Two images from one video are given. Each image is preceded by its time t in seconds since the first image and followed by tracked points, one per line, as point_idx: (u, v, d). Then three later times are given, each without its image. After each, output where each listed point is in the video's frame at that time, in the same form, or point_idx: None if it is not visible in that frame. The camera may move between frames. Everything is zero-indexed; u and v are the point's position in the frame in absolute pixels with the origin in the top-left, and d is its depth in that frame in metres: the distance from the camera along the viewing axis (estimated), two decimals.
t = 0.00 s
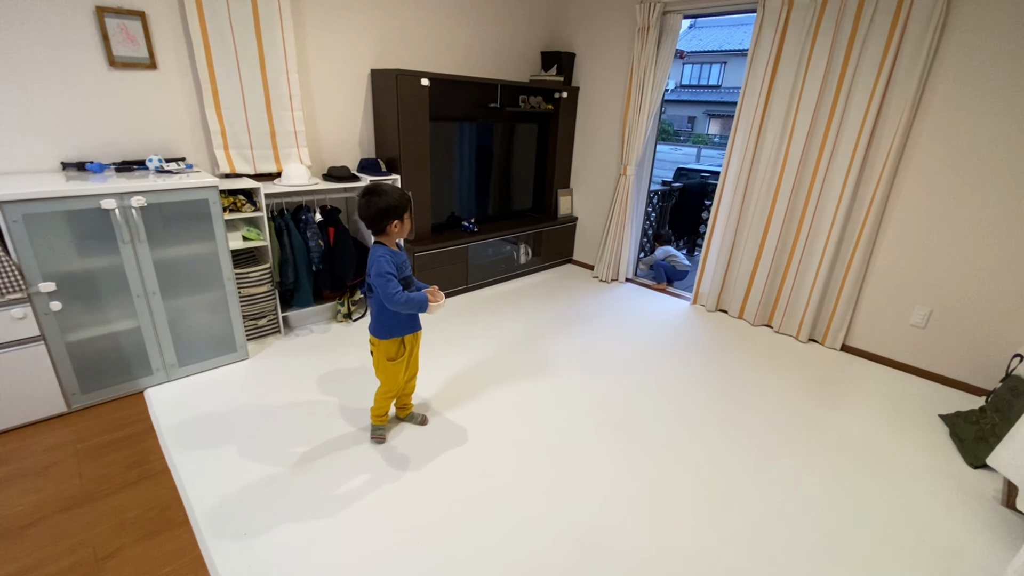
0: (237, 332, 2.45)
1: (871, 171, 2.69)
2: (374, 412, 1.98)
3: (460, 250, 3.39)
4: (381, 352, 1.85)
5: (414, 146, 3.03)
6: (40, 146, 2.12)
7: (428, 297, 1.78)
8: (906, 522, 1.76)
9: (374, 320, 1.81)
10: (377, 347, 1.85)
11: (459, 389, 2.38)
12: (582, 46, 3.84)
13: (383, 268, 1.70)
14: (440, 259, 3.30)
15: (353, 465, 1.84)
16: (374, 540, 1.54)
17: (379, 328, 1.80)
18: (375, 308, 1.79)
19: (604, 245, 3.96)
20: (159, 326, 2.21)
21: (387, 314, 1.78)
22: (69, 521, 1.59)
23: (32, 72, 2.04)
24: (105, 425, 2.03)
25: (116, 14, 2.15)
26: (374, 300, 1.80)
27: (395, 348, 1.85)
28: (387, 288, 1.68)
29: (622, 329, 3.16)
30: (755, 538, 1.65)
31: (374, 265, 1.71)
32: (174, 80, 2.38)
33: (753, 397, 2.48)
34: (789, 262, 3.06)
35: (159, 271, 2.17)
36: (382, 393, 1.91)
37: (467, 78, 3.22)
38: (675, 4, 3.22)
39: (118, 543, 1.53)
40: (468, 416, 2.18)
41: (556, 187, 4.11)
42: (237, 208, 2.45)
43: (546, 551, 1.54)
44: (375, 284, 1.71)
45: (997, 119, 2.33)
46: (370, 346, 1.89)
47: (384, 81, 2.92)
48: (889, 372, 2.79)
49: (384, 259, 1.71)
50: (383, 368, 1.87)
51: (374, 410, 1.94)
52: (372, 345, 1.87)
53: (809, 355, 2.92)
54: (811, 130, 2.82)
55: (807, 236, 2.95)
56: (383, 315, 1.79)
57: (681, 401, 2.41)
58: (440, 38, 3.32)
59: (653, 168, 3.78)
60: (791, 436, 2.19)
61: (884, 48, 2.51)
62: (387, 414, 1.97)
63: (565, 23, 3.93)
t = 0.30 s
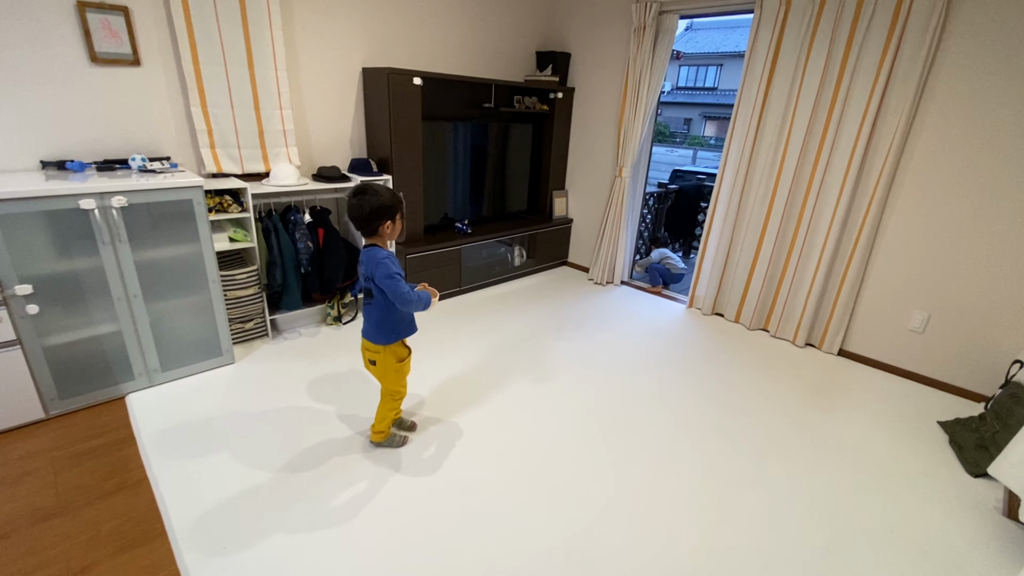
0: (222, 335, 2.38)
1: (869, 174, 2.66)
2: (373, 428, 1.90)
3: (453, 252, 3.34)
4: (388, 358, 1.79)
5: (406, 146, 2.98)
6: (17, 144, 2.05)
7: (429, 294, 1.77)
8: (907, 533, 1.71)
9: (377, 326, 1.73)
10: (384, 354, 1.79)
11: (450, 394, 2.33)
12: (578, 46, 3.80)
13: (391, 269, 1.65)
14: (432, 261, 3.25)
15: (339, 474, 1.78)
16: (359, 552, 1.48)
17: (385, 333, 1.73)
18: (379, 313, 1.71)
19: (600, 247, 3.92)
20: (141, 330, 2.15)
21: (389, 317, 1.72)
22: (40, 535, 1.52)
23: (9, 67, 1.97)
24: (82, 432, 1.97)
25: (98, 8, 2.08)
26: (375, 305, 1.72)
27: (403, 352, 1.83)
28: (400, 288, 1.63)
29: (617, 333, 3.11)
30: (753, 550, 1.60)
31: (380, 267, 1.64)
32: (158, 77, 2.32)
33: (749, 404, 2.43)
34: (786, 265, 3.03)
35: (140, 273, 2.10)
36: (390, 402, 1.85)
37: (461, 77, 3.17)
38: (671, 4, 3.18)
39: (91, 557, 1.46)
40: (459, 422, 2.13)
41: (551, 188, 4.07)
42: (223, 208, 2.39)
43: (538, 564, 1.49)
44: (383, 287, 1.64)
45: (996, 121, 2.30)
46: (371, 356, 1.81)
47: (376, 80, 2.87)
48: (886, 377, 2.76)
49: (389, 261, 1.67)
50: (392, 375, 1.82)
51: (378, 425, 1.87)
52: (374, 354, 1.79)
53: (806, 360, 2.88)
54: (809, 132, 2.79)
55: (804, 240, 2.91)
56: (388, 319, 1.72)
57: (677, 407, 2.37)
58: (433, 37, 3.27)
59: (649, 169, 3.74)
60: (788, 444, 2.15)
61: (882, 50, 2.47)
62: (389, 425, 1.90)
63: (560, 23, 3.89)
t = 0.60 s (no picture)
0: (211, 337, 2.31)
1: (879, 178, 2.58)
2: (369, 441, 1.84)
3: (451, 253, 3.27)
4: (390, 369, 1.74)
5: (404, 143, 2.90)
6: None
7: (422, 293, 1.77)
8: (919, 552, 1.65)
9: (382, 335, 1.67)
10: (388, 364, 1.72)
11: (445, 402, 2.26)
12: (581, 43, 3.72)
13: (404, 277, 1.60)
14: (430, 262, 3.17)
15: (327, 489, 1.72)
16: None
17: (391, 342, 1.69)
18: (385, 321, 1.65)
19: (601, 249, 3.85)
20: (126, 331, 2.07)
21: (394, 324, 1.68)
22: (13, 547, 1.45)
23: None
24: (62, 437, 1.89)
25: None
26: (380, 314, 1.65)
27: (402, 362, 1.78)
28: (415, 296, 1.62)
29: (618, 338, 3.04)
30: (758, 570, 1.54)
31: (393, 275, 1.58)
32: (146, 69, 2.23)
33: (754, 413, 2.37)
34: (792, 269, 2.96)
35: (125, 272, 2.02)
36: (386, 413, 1.80)
37: (461, 73, 3.09)
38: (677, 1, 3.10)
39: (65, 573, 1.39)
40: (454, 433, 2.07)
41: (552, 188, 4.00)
42: (213, 205, 2.32)
43: None
44: (398, 296, 1.60)
45: (1012, 124, 2.22)
46: (370, 367, 1.71)
47: (373, 75, 2.79)
48: (893, 386, 2.69)
49: (400, 267, 1.61)
50: (392, 385, 1.77)
51: (375, 436, 1.82)
52: (374, 366, 1.71)
53: (811, 368, 2.81)
54: (817, 133, 2.71)
55: (811, 244, 2.84)
56: (394, 327, 1.68)
57: (679, 416, 2.30)
58: (433, 31, 3.19)
59: (652, 169, 3.66)
60: (794, 456, 2.08)
61: (895, 49, 2.40)
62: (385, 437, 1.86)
63: (563, 19, 3.80)
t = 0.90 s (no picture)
0: (201, 337, 2.21)
1: (900, 177, 2.47)
2: (364, 451, 1.73)
3: (453, 251, 3.16)
4: (393, 374, 1.65)
5: (404, 136, 2.79)
6: None
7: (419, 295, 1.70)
8: None
9: (384, 340, 1.57)
10: (392, 369, 1.63)
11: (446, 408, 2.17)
12: (588, 34, 3.60)
13: (403, 276, 1.50)
14: (431, 260, 3.07)
15: (320, 503, 1.62)
16: None
17: (394, 346, 1.59)
18: (386, 324, 1.56)
19: (607, 248, 3.74)
20: (110, 332, 1.97)
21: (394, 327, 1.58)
22: None
23: None
24: (42, 444, 1.80)
25: None
26: (379, 318, 1.55)
27: (402, 365, 1.70)
28: (418, 294, 1.52)
29: (624, 341, 2.94)
30: None
31: (391, 275, 1.48)
32: (133, 56, 2.12)
33: (767, 422, 2.27)
34: (806, 272, 2.85)
35: (109, 269, 1.92)
36: (386, 420, 1.69)
37: (464, 64, 2.98)
38: None
39: None
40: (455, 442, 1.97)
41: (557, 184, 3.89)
42: (203, 200, 2.22)
43: None
44: (398, 296, 1.50)
45: None
46: (374, 374, 1.60)
47: (372, 65, 2.68)
48: (911, 394, 2.59)
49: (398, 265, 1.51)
50: (394, 390, 1.68)
51: (370, 449, 1.70)
52: (378, 372, 1.60)
53: (825, 374, 2.71)
54: (835, 130, 2.60)
55: (826, 246, 2.73)
56: (395, 330, 1.58)
57: (689, 426, 2.20)
58: (435, 21, 3.08)
59: (661, 166, 3.55)
60: (810, 469, 1.98)
61: (921, 41, 2.28)
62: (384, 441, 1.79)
63: (570, 10, 3.68)
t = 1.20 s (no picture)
0: (188, 347, 2.10)
1: (924, 179, 2.35)
2: (357, 472, 1.60)
3: (453, 253, 3.05)
4: (384, 388, 1.53)
5: (403, 135, 2.67)
6: None
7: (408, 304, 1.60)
8: None
9: (373, 352, 1.46)
10: (382, 383, 1.51)
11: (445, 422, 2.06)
12: (593, 29, 3.47)
13: (390, 282, 1.39)
14: (431, 263, 2.96)
15: (309, 526, 1.51)
16: None
17: (384, 357, 1.48)
18: (374, 334, 1.44)
19: (612, 250, 3.62)
20: (90, 344, 1.86)
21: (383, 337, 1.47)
22: None
23: None
24: (16, 465, 1.69)
25: None
26: (366, 328, 1.44)
27: (394, 379, 1.58)
28: (407, 300, 1.41)
29: (630, 348, 2.82)
30: None
31: (376, 281, 1.37)
32: (114, 50, 2.00)
33: (784, 438, 2.15)
34: (822, 278, 2.73)
35: (88, 277, 1.81)
36: (378, 438, 1.56)
37: (465, 60, 2.86)
38: None
39: None
40: (456, 459, 1.85)
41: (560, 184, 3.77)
42: (190, 202, 2.10)
43: None
44: (385, 304, 1.39)
45: None
46: (361, 389, 1.48)
47: (368, 60, 2.56)
48: (932, 407, 2.47)
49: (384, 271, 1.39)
50: (386, 405, 1.56)
51: (363, 470, 1.57)
52: (367, 387, 1.48)
53: (842, 385, 2.60)
54: (855, 130, 2.47)
55: (844, 251, 2.61)
56: (383, 340, 1.47)
57: (702, 442, 2.09)
58: (434, 14, 2.95)
59: (668, 165, 3.43)
60: (832, 492, 1.87)
61: (949, 36, 2.15)
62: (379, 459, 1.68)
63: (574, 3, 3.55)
